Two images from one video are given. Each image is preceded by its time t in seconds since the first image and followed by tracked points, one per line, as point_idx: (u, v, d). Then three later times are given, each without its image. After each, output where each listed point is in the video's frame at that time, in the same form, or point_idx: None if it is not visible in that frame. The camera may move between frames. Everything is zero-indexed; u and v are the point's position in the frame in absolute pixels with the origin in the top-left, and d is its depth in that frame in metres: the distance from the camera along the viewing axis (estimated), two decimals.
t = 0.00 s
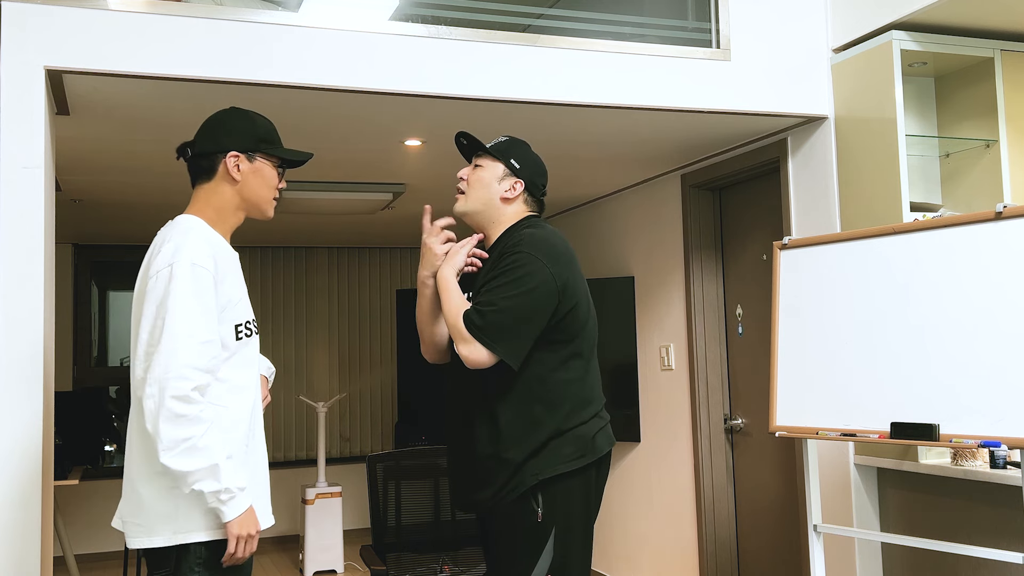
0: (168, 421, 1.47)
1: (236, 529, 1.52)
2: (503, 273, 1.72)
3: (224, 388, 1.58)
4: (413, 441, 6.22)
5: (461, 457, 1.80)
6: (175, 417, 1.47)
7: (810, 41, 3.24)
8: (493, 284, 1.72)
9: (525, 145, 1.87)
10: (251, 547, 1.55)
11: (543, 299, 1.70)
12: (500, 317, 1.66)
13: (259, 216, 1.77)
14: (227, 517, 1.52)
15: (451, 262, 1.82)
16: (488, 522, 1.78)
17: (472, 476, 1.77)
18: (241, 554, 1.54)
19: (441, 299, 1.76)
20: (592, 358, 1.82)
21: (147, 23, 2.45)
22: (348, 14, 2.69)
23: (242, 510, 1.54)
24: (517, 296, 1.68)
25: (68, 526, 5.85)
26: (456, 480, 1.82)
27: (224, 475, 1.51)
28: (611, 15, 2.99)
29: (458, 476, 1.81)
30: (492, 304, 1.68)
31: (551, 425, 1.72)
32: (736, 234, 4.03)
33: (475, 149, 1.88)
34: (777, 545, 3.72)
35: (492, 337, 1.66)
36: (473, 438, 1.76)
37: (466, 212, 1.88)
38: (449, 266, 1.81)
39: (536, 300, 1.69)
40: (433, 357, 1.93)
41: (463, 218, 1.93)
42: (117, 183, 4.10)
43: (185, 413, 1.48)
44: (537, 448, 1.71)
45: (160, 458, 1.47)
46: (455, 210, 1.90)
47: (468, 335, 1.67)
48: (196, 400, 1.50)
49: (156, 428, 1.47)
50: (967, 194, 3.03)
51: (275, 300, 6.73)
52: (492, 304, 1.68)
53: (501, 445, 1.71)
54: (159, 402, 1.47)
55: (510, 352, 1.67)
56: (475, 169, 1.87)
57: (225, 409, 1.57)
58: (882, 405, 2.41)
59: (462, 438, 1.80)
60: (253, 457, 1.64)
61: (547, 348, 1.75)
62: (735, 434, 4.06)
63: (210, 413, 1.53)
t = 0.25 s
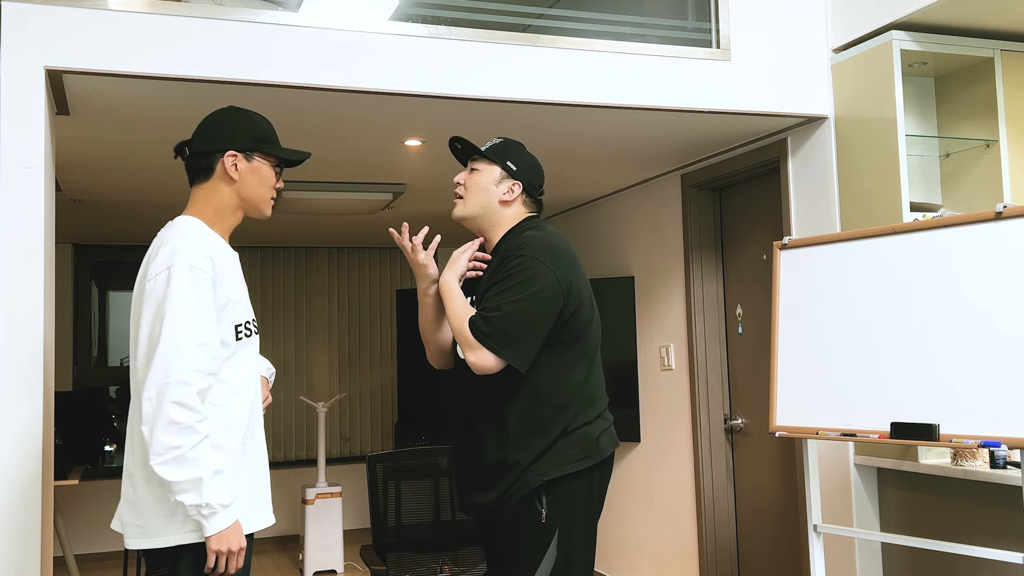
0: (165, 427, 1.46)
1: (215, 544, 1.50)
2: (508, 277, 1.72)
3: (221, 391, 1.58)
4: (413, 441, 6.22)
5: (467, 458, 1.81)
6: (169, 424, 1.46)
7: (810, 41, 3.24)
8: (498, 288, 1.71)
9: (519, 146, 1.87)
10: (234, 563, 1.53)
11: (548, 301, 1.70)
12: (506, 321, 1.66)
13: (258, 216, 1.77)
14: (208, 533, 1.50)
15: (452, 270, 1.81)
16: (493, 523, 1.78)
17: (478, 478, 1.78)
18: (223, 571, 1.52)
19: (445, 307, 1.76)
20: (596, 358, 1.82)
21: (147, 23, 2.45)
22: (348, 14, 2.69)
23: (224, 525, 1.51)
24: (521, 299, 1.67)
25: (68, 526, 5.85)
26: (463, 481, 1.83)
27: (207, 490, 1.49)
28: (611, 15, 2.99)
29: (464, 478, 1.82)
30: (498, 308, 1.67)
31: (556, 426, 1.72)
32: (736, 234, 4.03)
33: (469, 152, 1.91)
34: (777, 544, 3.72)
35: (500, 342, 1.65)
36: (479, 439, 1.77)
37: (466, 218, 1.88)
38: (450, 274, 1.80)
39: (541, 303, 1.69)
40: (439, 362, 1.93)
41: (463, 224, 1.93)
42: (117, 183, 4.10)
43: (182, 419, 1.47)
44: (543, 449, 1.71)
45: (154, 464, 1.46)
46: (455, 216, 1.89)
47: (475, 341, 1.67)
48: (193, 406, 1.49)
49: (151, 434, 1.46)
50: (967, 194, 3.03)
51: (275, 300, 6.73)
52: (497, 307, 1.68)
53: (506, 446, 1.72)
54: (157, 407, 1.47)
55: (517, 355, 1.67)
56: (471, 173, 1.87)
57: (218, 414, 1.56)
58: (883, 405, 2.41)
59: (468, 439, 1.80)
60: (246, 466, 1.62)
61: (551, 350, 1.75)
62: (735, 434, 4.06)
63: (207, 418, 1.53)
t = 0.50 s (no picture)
0: (161, 429, 1.46)
1: (214, 544, 1.50)
2: (511, 278, 1.72)
3: (217, 392, 1.58)
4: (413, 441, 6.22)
5: (470, 459, 1.81)
6: (165, 425, 1.46)
7: (810, 41, 3.24)
8: (501, 289, 1.71)
9: (515, 145, 1.87)
10: (234, 562, 1.53)
11: (553, 301, 1.70)
12: (511, 321, 1.66)
13: (257, 219, 1.77)
14: (206, 532, 1.50)
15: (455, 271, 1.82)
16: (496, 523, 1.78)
17: (481, 479, 1.78)
18: (223, 570, 1.52)
19: (449, 308, 1.76)
20: (599, 359, 1.82)
21: (147, 23, 2.45)
22: (348, 14, 2.69)
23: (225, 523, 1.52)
24: (526, 300, 1.67)
25: (68, 526, 5.85)
26: (466, 482, 1.83)
27: (202, 492, 1.48)
28: (611, 15, 2.99)
29: (467, 479, 1.82)
30: (502, 309, 1.67)
31: (558, 427, 1.72)
32: (736, 234, 4.03)
33: (465, 157, 1.91)
34: (777, 544, 3.72)
35: (503, 342, 1.65)
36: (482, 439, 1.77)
37: (472, 225, 1.87)
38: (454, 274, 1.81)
39: (544, 303, 1.68)
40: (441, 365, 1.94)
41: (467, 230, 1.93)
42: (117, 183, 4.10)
43: (177, 421, 1.47)
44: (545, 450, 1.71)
45: (149, 466, 1.46)
46: (460, 225, 1.89)
47: (479, 343, 1.67)
48: (188, 409, 1.49)
49: (147, 435, 1.47)
50: (967, 194, 3.03)
51: (275, 300, 6.73)
52: (501, 308, 1.68)
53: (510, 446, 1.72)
54: (152, 409, 1.47)
55: (523, 355, 1.67)
56: (470, 177, 1.87)
57: (214, 415, 1.56)
58: (883, 405, 2.40)
59: (471, 439, 1.80)
60: (243, 467, 1.62)
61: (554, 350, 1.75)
62: (735, 434, 4.06)
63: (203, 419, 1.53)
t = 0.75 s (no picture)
0: (159, 429, 1.46)
1: (211, 545, 1.50)
2: (519, 275, 1.70)
3: (216, 393, 1.58)
4: (413, 441, 6.22)
5: (469, 458, 1.81)
6: (164, 426, 1.46)
7: (810, 41, 3.24)
8: (510, 287, 1.70)
9: (514, 142, 1.86)
10: (232, 563, 1.53)
11: (561, 295, 1.70)
12: (527, 317, 1.64)
13: (256, 220, 1.77)
14: (204, 533, 1.50)
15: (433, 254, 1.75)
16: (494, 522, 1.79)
17: (479, 478, 1.78)
18: (220, 571, 1.52)
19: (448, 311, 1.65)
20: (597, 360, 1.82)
21: (147, 24, 2.45)
22: (348, 14, 2.69)
23: (224, 523, 1.52)
24: (537, 295, 1.67)
25: (68, 526, 5.85)
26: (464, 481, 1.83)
27: (201, 492, 1.48)
28: (611, 15, 2.99)
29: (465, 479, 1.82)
30: (515, 306, 1.66)
31: (556, 428, 1.72)
32: (736, 234, 4.03)
33: (463, 160, 1.92)
34: (776, 544, 3.72)
35: (519, 339, 1.64)
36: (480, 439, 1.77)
37: (477, 229, 1.90)
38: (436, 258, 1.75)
39: (553, 298, 1.68)
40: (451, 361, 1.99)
41: (473, 235, 1.95)
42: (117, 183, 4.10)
43: (177, 422, 1.47)
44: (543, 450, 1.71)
45: (147, 466, 1.46)
46: (466, 230, 1.92)
47: (496, 338, 1.64)
48: (187, 410, 1.48)
49: (146, 435, 1.47)
50: (967, 194, 3.03)
51: (275, 301, 6.73)
52: (515, 305, 1.66)
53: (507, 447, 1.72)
54: (152, 409, 1.47)
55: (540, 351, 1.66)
56: (468, 179, 1.88)
57: (213, 416, 1.56)
58: (882, 405, 2.41)
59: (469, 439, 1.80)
60: (242, 468, 1.62)
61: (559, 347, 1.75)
62: (735, 434, 4.06)
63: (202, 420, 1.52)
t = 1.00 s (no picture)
0: (160, 428, 1.46)
1: (209, 545, 1.50)
2: (525, 257, 1.69)
3: (216, 393, 1.58)
4: (413, 441, 6.22)
5: (463, 456, 1.81)
6: (164, 425, 1.46)
7: (810, 41, 3.24)
8: (520, 266, 1.68)
9: (517, 137, 1.87)
10: (230, 563, 1.53)
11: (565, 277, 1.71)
12: (544, 292, 1.63)
13: (256, 220, 1.77)
14: (203, 533, 1.50)
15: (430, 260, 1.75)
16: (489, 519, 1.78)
17: (473, 476, 1.78)
18: (218, 571, 1.52)
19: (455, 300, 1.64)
20: (592, 357, 1.83)
21: (147, 24, 2.45)
22: (348, 14, 2.69)
23: (223, 523, 1.52)
24: (548, 275, 1.66)
25: (68, 526, 5.85)
26: (458, 478, 1.83)
27: (201, 492, 1.48)
28: (611, 15, 2.99)
29: (459, 477, 1.82)
30: (530, 282, 1.64)
31: (551, 425, 1.72)
32: (736, 234, 4.03)
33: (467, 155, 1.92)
34: (776, 544, 3.72)
35: (539, 315, 1.62)
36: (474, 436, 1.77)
37: (477, 222, 1.90)
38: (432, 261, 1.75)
39: (560, 280, 1.68)
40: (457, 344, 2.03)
41: (475, 229, 1.95)
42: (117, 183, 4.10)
43: (177, 421, 1.47)
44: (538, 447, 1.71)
45: (147, 466, 1.46)
46: (467, 224, 1.92)
47: (517, 312, 1.60)
48: (187, 409, 1.48)
49: (146, 435, 1.47)
50: (967, 194, 3.03)
51: (275, 301, 6.73)
52: (530, 281, 1.64)
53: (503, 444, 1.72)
54: (152, 408, 1.47)
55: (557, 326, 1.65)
56: (470, 172, 1.88)
57: (212, 416, 1.56)
58: (883, 405, 2.40)
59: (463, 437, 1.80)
60: (241, 468, 1.62)
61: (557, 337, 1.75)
62: (735, 434, 4.06)
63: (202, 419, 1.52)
